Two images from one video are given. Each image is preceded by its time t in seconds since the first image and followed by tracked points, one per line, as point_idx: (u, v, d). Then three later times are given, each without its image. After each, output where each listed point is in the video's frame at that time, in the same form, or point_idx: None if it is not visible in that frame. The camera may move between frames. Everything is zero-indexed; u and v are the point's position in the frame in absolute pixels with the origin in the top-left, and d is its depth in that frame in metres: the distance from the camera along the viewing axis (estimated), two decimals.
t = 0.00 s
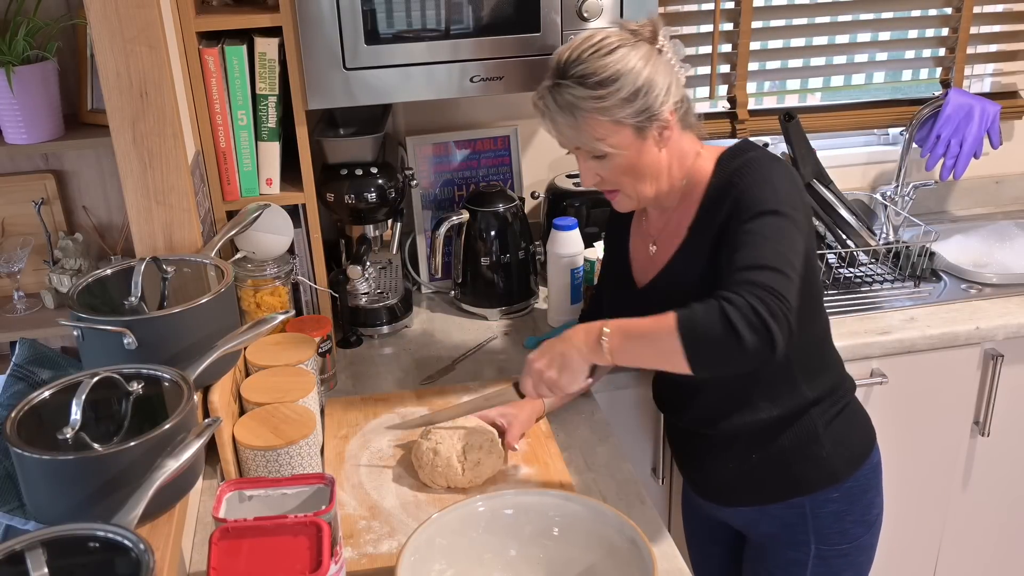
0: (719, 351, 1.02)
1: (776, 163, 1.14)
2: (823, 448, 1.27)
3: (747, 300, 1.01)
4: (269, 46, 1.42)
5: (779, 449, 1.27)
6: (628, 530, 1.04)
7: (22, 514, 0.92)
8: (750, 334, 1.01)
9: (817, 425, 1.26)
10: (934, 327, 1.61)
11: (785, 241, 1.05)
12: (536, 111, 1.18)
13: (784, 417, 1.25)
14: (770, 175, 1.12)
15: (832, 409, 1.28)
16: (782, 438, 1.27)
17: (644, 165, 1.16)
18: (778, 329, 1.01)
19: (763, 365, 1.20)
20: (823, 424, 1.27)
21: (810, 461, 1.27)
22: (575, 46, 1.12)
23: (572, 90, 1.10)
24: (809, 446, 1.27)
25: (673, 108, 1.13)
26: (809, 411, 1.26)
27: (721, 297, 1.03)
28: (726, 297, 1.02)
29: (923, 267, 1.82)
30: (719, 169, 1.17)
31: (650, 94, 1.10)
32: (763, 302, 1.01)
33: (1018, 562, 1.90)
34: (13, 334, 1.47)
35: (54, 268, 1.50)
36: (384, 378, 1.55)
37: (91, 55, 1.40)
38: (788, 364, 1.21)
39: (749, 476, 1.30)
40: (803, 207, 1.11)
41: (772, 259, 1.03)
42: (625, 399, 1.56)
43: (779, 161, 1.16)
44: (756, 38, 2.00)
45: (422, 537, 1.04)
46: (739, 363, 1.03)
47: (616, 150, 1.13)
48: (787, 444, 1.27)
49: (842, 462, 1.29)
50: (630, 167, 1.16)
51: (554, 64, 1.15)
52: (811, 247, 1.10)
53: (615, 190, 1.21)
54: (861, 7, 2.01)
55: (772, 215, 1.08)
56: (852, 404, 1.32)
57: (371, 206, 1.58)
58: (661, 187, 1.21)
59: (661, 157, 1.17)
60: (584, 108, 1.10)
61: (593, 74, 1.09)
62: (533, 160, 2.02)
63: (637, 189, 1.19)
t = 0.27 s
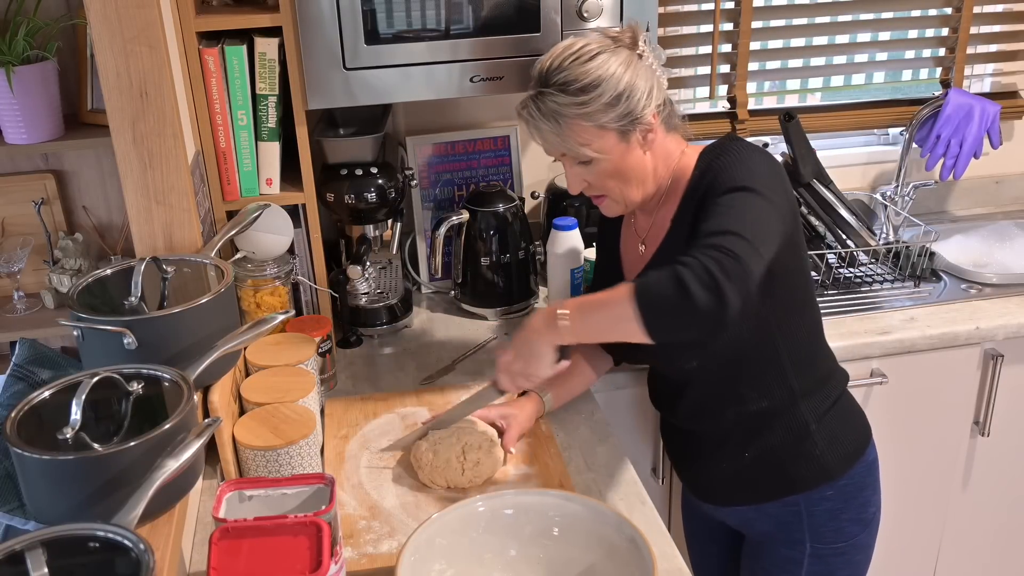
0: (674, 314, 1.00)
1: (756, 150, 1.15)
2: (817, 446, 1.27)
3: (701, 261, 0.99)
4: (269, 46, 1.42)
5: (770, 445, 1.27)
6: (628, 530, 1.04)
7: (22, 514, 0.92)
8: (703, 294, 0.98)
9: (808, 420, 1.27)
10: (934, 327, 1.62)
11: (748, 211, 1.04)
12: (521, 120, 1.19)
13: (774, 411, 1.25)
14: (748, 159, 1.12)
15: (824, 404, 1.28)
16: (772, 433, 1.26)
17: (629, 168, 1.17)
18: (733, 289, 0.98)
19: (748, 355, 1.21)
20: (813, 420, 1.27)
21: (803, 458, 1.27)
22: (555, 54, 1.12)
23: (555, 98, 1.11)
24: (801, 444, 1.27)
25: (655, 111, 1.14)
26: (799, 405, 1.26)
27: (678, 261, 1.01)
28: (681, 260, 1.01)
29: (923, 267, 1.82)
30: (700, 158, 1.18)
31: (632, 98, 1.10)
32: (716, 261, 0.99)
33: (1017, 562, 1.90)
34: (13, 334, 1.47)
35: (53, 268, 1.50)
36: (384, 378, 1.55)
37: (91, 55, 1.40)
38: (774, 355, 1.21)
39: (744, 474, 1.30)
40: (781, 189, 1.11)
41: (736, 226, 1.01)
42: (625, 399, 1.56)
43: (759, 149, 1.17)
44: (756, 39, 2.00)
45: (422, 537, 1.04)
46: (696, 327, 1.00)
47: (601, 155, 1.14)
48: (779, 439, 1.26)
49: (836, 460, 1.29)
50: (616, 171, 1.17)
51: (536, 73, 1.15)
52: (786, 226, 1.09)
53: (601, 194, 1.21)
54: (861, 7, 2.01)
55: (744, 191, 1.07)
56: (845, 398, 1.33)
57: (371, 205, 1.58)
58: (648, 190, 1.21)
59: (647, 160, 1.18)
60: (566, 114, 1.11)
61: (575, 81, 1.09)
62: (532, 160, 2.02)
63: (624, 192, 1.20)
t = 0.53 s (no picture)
0: (655, 312, 0.99)
1: (752, 146, 1.15)
2: (815, 443, 1.27)
3: (682, 260, 0.99)
4: (268, 46, 1.42)
5: (769, 442, 1.26)
6: (628, 530, 1.04)
7: (22, 514, 0.92)
8: (684, 292, 0.97)
9: (806, 417, 1.26)
10: (934, 327, 1.61)
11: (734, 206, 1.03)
12: (523, 122, 1.18)
13: (773, 408, 1.25)
14: (744, 154, 1.12)
15: (823, 401, 1.28)
16: (771, 430, 1.26)
17: (634, 168, 1.17)
18: (714, 286, 0.98)
19: (745, 352, 1.20)
20: (812, 416, 1.27)
21: (802, 457, 1.27)
22: (558, 56, 1.11)
23: (560, 100, 1.10)
24: (800, 440, 1.26)
25: (659, 110, 1.13)
26: (798, 402, 1.26)
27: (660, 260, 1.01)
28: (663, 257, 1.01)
29: (923, 266, 1.82)
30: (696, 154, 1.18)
31: (636, 98, 1.10)
32: (695, 260, 0.98)
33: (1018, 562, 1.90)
34: (12, 334, 1.47)
35: (53, 268, 1.50)
36: (384, 378, 1.55)
37: (90, 55, 1.40)
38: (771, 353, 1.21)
39: (743, 472, 1.30)
40: (777, 185, 1.11)
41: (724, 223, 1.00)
42: (624, 399, 1.56)
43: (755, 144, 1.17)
44: (756, 39, 2.00)
45: (422, 537, 1.04)
46: (682, 326, 0.99)
47: (607, 155, 1.14)
48: (778, 436, 1.26)
49: (836, 458, 1.29)
50: (622, 171, 1.17)
51: (539, 75, 1.14)
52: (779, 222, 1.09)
53: (606, 194, 1.21)
54: (861, 7, 2.01)
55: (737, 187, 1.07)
56: (844, 396, 1.33)
57: (371, 205, 1.58)
58: (652, 188, 1.21)
59: (651, 160, 1.18)
60: (572, 117, 1.10)
61: (579, 83, 1.09)
62: (532, 160, 2.02)
63: (628, 192, 1.20)
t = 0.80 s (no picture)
0: (749, 366, 1.12)
1: (775, 161, 1.16)
2: (817, 443, 1.27)
3: (771, 318, 1.09)
4: (268, 46, 1.42)
5: (772, 442, 1.27)
6: (628, 530, 1.04)
7: (22, 514, 0.92)
8: (779, 352, 1.11)
9: (810, 417, 1.26)
10: (934, 327, 1.61)
11: (797, 253, 1.10)
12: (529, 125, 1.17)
13: (777, 408, 1.25)
14: (773, 174, 1.14)
15: (826, 401, 1.27)
16: (775, 430, 1.26)
17: (642, 167, 1.17)
18: (806, 341, 1.11)
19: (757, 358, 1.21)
20: (816, 417, 1.26)
21: (804, 456, 1.27)
22: (565, 59, 1.11)
23: (567, 103, 1.10)
24: (802, 441, 1.26)
25: (665, 110, 1.14)
26: (802, 403, 1.26)
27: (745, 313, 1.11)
28: (752, 318, 1.10)
29: (923, 266, 1.82)
30: (716, 166, 1.18)
31: (644, 99, 1.10)
32: (782, 315, 1.09)
33: (1017, 563, 1.90)
34: (13, 334, 1.47)
35: (53, 268, 1.50)
36: (384, 378, 1.55)
37: (90, 55, 1.40)
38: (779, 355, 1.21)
39: (745, 470, 1.30)
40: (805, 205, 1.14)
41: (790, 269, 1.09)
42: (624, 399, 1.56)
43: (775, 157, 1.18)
44: (756, 39, 1.99)
45: (422, 536, 1.04)
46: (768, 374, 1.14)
47: (615, 157, 1.14)
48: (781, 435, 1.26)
49: (837, 458, 1.29)
50: (630, 171, 1.16)
51: (545, 78, 1.14)
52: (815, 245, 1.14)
53: (614, 195, 1.21)
54: (861, 7, 2.01)
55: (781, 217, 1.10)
56: (848, 398, 1.32)
57: (371, 205, 1.58)
58: (659, 190, 1.22)
59: (657, 159, 1.18)
60: (581, 120, 1.10)
61: (587, 85, 1.09)
62: (533, 160, 2.02)
63: (637, 192, 1.20)
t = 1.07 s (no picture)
0: (813, 395, 1.17)
1: (789, 178, 1.17)
2: (824, 445, 1.27)
3: (834, 354, 1.14)
4: (268, 46, 1.42)
5: (781, 446, 1.27)
6: (628, 530, 1.04)
7: (22, 514, 0.92)
8: (834, 383, 1.15)
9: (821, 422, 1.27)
10: (934, 327, 1.61)
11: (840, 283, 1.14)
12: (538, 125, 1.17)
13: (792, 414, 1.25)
14: (794, 196, 1.14)
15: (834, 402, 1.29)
16: (783, 434, 1.27)
17: (651, 169, 1.16)
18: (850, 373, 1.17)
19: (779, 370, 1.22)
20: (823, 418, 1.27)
21: (811, 457, 1.27)
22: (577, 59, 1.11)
23: (579, 104, 1.10)
24: (810, 444, 1.27)
25: (675, 113, 1.14)
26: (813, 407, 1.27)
27: (806, 351, 1.15)
28: (812, 356, 1.14)
29: (923, 266, 1.82)
30: (731, 185, 1.18)
31: (656, 101, 1.10)
32: (841, 348, 1.14)
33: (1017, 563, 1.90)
34: (12, 334, 1.47)
35: (53, 268, 1.50)
36: (384, 379, 1.55)
37: (90, 55, 1.40)
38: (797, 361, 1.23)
39: (753, 474, 1.30)
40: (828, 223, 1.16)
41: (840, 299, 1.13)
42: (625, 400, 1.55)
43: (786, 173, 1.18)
44: (756, 39, 1.99)
45: (422, 536, 1.04)
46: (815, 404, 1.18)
47: (624, 159, 1.13)
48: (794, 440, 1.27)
49: (842, 459, 1.29)
50: (638, 173, 1.16)
51: (555, 78, 1.13)
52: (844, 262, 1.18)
53: (620, 196, 1.20)
54: (861, 7, 2.01)
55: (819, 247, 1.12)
56: (851, 400, 1.33)
57: (371, 205, 1.58)
58: (666, 194, 1.21)
59: (666, 161, 1.18)
60: (593, 121, 1.10)
61: (599, 86, 1.08)
62: (533, 160, 2.02)
63: (644, 193, 1.19)
